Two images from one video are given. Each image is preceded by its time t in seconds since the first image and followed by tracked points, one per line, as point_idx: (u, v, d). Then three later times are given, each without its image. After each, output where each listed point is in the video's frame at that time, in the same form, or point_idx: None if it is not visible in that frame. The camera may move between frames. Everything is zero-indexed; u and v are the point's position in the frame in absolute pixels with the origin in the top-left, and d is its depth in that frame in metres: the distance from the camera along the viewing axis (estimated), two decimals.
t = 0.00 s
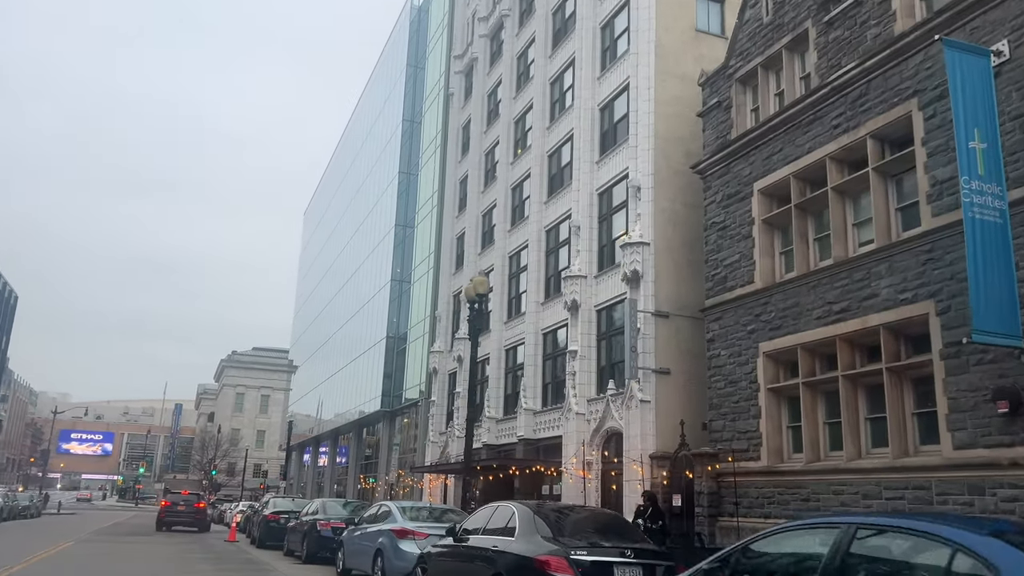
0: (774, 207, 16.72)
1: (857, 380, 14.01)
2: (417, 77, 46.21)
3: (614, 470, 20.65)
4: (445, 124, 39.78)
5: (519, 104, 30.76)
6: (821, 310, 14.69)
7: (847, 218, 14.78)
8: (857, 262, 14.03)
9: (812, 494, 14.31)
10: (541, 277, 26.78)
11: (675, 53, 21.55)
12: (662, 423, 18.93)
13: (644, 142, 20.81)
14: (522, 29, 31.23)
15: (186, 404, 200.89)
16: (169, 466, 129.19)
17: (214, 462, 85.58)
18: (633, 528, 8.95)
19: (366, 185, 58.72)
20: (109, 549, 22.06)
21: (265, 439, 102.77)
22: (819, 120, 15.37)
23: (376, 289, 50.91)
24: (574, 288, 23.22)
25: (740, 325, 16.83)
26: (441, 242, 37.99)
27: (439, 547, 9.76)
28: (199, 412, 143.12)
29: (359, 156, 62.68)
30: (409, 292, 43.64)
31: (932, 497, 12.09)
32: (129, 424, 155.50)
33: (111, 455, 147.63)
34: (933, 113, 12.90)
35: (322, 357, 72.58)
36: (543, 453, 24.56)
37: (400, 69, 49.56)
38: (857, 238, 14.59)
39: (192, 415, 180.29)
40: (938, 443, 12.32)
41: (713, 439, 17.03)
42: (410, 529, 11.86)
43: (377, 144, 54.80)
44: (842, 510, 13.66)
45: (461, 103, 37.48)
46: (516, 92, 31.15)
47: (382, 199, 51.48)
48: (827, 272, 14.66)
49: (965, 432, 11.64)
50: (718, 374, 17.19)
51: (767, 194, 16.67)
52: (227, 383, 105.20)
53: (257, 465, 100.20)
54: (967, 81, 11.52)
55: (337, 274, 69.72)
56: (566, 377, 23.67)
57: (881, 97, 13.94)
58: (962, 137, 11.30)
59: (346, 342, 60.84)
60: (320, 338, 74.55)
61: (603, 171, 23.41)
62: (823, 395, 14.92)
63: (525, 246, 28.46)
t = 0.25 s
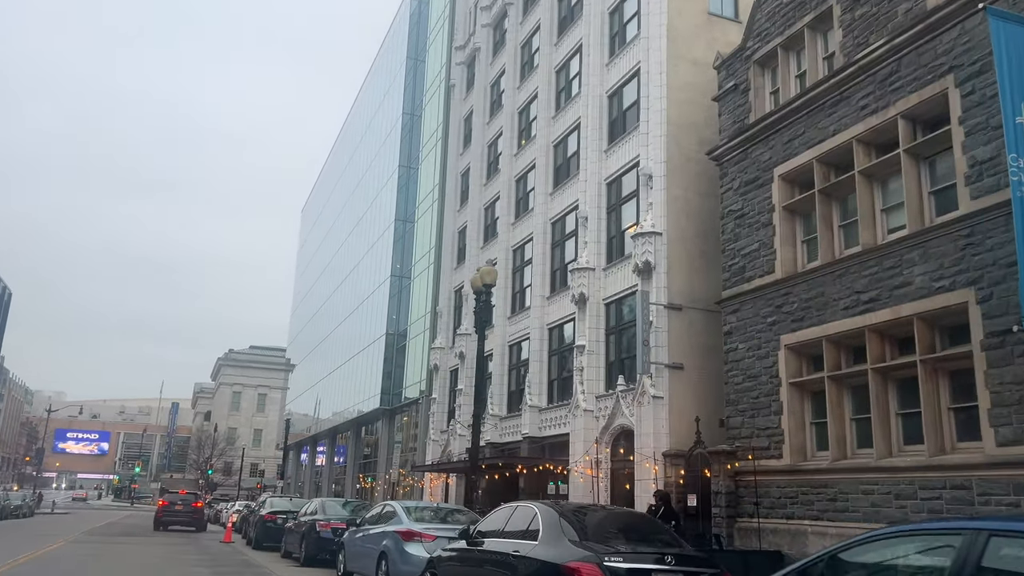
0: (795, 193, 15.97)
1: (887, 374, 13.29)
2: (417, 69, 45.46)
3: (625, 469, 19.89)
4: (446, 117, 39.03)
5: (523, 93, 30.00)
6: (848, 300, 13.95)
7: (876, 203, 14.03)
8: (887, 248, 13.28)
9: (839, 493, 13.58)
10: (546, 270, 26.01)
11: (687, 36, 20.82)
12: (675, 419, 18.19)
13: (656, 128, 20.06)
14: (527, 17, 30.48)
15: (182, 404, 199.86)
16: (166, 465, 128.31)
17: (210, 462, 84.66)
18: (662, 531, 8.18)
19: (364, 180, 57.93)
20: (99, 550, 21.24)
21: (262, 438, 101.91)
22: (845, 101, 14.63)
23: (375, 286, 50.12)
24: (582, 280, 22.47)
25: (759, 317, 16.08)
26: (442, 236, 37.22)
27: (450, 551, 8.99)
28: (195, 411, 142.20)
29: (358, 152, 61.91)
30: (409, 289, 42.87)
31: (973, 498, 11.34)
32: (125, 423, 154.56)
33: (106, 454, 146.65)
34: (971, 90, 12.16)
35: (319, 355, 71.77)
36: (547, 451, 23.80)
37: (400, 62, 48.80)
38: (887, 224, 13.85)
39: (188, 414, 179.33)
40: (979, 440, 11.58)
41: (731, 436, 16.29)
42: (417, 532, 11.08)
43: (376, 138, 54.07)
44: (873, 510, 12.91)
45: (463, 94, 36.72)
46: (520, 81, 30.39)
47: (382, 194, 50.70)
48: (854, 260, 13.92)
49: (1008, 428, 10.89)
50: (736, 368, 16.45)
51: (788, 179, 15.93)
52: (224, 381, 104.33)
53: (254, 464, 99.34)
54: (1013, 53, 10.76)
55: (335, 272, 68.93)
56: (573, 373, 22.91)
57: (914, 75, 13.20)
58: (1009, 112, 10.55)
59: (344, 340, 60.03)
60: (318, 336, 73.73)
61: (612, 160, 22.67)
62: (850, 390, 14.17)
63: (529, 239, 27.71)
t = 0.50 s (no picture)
0: (815, 180, 15.34)
1: (916, 367, 12.64)
2: (417, 63, 44.83)
3: (634, 468, 19.23)
4: (447, 110, 38.40)
5: (526, 84, 29.36)
6: (873, 290, 13.32)
7: (902, 188, 13.38)
8: (915, 236, 12.64)
9: (864, 493, 12.95)
10: (550, 265, 25.36)
11: (699, 22, 20.20)
12: (688, 416, 17.55)
13: (666, 116, 19.43)
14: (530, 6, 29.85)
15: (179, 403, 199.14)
16: (162, 465, 127.59)
17: (207, 461, 83.92)
18: (692, 533, 7.51)
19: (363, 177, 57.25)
20: (91, 551, 20.55)
21: (260, 438, 101.17)
22: (869, 82, 14.00)
23: (374, 283, 49.44)
24: (588, 273, 21.82)
25: (777, 310, 15.44)
26: (443, 231, 36.57)
27: (463, 556, 8.33)
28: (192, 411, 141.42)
29: (356, 148, 61.26)
30: (409, 285, 42.22)
31: (1010, 498, 10.69)
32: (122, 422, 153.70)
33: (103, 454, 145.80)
34: (1007, 68, 11.53)
35: (317, 354, 71.07)
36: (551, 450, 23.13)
37: (400, 56, 48.17)
38: (913, 210, 13.22)
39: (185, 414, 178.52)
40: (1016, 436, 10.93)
41: (747, 433, 15.65)
42: (423, 533, 10.40)
43: (375, 134, 53.45)
44: (902, 511, 12.26)
45: (464, 87, 36.09)
46: (524, 71, 29.73)
47: (381, 190, 50.06)
48: (879, 249, 13.29)
49: None
50: (752, 362, 15.81)
51: (808, 165, 15.29)
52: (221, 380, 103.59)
53: (251, 464, 98.61)
54: None
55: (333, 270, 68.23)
56: (579, 369, 22.27)
57: (945, 53, 12.57)
58: None
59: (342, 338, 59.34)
60: (316, 334, 73.05)
61: (619, 150, 22.03)
62: (874, 385, 13.52)
63: (533, 232, 27.06)
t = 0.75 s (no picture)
0: (839, 165, 14.64)
1: (951, 359, 11.94)
2: (417, 56, 44.11)
3: (644, 467, 18.51)
4: (448, 103, 37.69)
5: (530, 74, 28.68)
6: (904, 279, 12.61)
7: (934, 172, 12.67)
8: (951, 221, 11.93)
9: (896, 493, 12.24)
10: (556, 258, 24.63)
11: (713, 5, 19.51)
12: (703, 413, 16.84)
13: (680, 101, 18.72)
14: None
15: (176, 403, 198.30)
16: (159, 464, 126.84)
17: (203, 461, 83.17)
18: (732, 538, 6.78)
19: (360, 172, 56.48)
20: (81, 553, 19.81)
21: (256, 438, 100.36)
22: (900, 61, 13.29)
23: (373, 280, 48.69)
24: (597, 266, 21.11)
25: (799, 301, 14.71)
26: (444, 226, 35.85)
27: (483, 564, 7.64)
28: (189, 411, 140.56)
29: (354, 144, 60.49)
30: (409, 282, 41.50)
31: None
32: (118, 421, 152.77)
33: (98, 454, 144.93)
34: None
35: (314, 353, 70.30)
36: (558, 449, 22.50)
37: (399, 50, 47.43)
38: (947, 195, 12.51)
39: (182, 413, 177.68)
40: None
41: (767, 431, 14.95)
42: (431, 536, 9.64)
43: (374, 129, 52.69)
44: (938, 512, 11.55)
45: (466, 78, 35.41)
46: (529, 61, 29.04)
47: (379, 186, 49.33)
48: (910, 235, 12.57)
49: None
50: (773, 357, 15.12)
51: (831, 150, 14.60)
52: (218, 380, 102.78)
53: (248, 464, 97.83)
54: None
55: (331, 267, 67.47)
56: (587, 365, 21.55)
57: (984, 28, 11.85)
58: None
59: (340, 337, 58.56)
60: (313, 332, 72.28)
61: (628, 138, 21.33)
62: (905, 379, 12.81)
63: (538, 225, 26.35)
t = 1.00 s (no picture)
0: (860, 151, 14.07)
1: (984, 352, 11.38)
2: (418, 50, 43.54)
3: (655, 466, 17.93)
4: (449, 97, 37.12)
5: (534, 65, 28.11)
6: (932, 269, 12.04)
7: (964, 156, 12.10)
8: (983, 206, 11.36)
9: (925, 493, 11.66)
10: (561, 253, 24.06)
11: None
12: (717, 411, 16.25)
13: (692, 88, 18.15)
14: None
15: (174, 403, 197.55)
16: (156, 464, 126.13)
17: (201, 461, 82.49)
18: (773, 541, 6.20)
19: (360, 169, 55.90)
20: (74, 555, 19.22)
21: (255, 438, 99.73)
22: (927, 41, 12.72)
23: (372, 278, 48.09)
24: (604, 260, 20.54)
25: (818, 293, 14.14)
26: (445, 222, 35.26)
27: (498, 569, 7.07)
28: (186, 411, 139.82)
29: (353, 141, 59.89)
30: (409, 279, 40.91)
31: None
32: (116, 422, 152.11)
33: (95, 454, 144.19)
34: None
35: (313, 353, 69.67)
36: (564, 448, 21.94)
37: (399, 45, 46.84)
38: (977, 180, 11.95)
39: (179, 414, 176.98)
40: None
41: (785, 429, 14.36)
42: (440, 538, 9.06)
43: (374, 125, 52.05)
44: (970, 513, 10.98)
45: (468, 71, 34.84)
46: (533, 53, 28.48)
47: (379, 182, 48.73)
48: (939, 222, 12.00)
49: None
50: (791, 351, 14.54)
51: (852, 136, 14.02)
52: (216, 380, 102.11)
53: (246, 464, 97.19)
54: None
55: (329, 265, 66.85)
56: (595, 361, 20.97)
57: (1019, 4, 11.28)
58: None
59: (339, 336, 57.92)
60: (312, 332, 71.67)
61: (637, 129, 20.76)
62: (933, 374, 12.23)
63: (542, 219, 25.77)
